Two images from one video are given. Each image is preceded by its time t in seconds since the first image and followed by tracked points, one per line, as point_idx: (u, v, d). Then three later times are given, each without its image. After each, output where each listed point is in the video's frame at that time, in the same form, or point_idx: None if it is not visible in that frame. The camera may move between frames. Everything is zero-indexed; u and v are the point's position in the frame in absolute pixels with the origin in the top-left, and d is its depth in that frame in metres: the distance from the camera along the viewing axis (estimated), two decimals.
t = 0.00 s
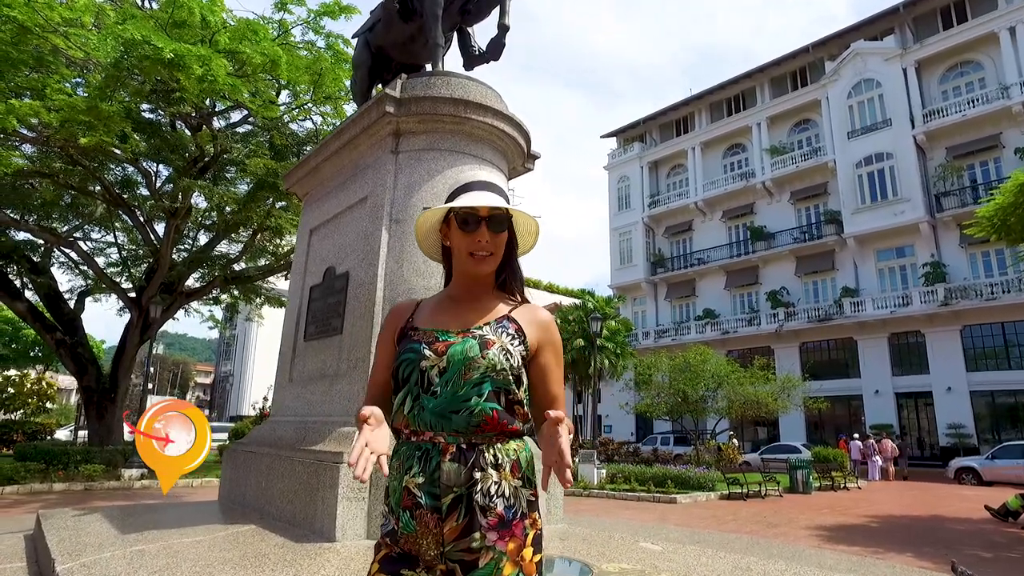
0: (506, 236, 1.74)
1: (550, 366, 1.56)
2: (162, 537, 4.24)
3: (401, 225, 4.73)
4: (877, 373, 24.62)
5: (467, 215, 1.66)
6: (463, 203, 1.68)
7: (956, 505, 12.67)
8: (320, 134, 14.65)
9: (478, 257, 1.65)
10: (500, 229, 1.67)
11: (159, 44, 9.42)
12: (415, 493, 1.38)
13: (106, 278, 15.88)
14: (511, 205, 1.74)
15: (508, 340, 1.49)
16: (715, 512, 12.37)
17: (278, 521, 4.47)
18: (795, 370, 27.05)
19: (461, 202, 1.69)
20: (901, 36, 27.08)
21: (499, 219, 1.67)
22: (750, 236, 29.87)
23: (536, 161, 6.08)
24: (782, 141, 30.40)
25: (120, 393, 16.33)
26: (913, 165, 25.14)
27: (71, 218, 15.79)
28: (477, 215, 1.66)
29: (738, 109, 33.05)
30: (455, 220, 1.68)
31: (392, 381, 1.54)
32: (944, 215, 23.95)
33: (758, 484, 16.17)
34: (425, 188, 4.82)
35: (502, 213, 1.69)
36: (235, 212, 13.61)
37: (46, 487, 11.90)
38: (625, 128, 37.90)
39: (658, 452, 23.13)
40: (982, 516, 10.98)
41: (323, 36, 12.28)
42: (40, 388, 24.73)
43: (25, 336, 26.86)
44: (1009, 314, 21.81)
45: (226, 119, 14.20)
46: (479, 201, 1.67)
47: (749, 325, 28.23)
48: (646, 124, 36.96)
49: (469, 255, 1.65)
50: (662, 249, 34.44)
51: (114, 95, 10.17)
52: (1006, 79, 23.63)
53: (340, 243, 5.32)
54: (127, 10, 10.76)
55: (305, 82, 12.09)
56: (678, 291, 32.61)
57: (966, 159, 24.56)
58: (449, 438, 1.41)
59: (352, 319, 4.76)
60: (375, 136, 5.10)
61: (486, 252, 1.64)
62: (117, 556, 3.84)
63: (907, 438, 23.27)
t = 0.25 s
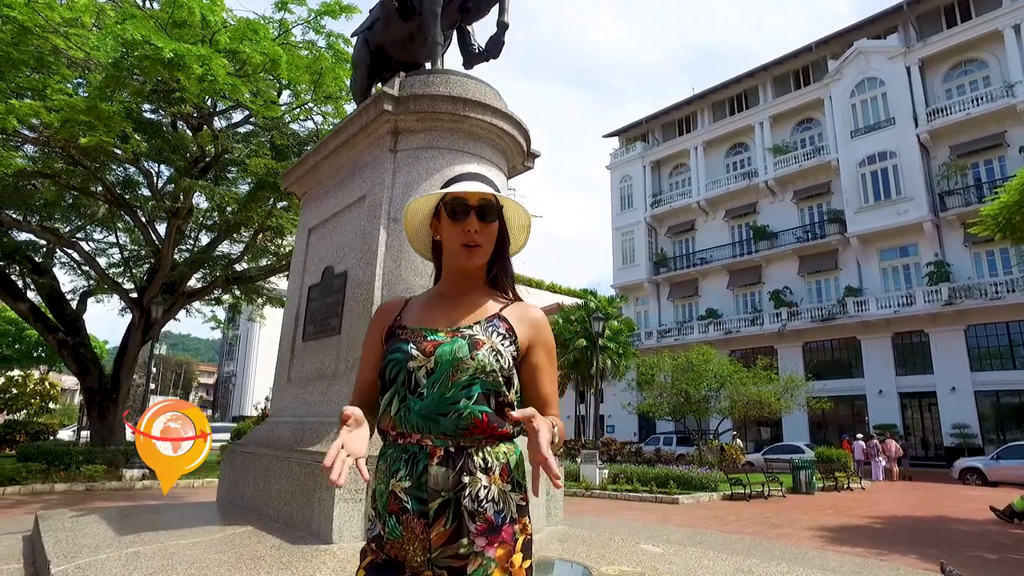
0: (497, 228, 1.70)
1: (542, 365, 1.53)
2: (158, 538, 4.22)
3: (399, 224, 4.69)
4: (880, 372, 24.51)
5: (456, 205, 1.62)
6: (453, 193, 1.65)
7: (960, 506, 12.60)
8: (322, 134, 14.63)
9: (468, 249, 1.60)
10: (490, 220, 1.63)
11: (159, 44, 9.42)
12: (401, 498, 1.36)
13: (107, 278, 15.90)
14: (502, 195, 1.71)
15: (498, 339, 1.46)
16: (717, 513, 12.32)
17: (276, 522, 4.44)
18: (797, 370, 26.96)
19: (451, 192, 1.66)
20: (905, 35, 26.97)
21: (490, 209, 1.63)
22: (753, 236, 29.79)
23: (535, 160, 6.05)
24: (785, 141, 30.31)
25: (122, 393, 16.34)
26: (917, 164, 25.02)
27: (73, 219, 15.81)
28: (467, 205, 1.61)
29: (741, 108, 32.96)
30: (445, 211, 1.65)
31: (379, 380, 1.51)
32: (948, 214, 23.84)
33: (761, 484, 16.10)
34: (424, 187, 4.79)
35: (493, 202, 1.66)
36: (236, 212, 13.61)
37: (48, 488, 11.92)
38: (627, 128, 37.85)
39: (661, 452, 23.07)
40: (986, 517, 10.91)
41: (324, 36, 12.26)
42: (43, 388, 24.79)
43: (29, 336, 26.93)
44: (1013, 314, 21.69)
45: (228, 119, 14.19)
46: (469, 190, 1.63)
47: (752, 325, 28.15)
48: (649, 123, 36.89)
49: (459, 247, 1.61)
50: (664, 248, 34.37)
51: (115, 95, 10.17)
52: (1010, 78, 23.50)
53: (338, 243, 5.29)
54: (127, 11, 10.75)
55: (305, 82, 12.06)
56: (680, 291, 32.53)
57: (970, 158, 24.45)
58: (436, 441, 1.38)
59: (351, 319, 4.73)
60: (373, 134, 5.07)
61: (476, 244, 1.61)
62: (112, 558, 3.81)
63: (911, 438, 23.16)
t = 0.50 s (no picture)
0: (485, 218, 1.72)
1: (531, 363, 1.53)
2: (154, 539, 4.19)
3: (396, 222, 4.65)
4: (883, 372, 24.42)
5: (444, 193, 1.65)
6: (440, 182, 1.68)
7: (964, 506, 12.52)
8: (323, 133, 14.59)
9: (456, 239, 1.63)
10: (478, 208, 1.65)
11: (158, 44, 9.41)
12: (385, 500, 1.38)
13: (108, 279, 15.89)
14: (491, 184, 1.73)
15: (486, 337, 1.47)
16: (719, 513, 12.26)
17: (272, 523, 4.41)
18: (800, 370, 26.88)
19: (439, 182, 1.69)
20: (907, 33, 26.86)
21: (477, 198, 1.66)
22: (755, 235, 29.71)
23: (535, 158, 6.01)
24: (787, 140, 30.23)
25: (123, 393, 16.32)
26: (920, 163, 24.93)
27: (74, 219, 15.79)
28: (454, 195, 1.64)
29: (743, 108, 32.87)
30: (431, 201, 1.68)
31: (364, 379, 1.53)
32: (951, 213, 23.73)
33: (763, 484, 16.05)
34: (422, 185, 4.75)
35: (481, 189, 1.68)
36: (236, 212, 13.58)
37: (48, 488, 11.93)
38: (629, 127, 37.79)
39: (663, 452, 23.01)
40: (990, 518, 10.84)
41: (324, 35, 12.23)
42: (45, 388, 24.81)
43: (31, 337, 26.97)
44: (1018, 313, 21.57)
45: (228, 119, 14.18)
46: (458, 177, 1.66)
47: (754, 324, 28.07)
48: (650, 123, 36.83)
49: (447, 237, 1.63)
50: (666, 248, 34.31)
51: (114, 95, 10.17)
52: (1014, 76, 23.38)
53: (335, 242, 5.25)
54: (127, 10, 10.75)
55: (305, 81, 12.03)
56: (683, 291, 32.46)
57: (974, 157, 24.33)
58: (421, 441, 1.38)
59: (348, 319, 4.69)
60: (370, 132, 5.03)
61: (463, 233, 1.63)
62: (107, 559, 3.78)
63: (914, 438, 23.06)
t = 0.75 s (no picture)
0: (474, 214, 1.74)
1: (521, 359, 1.51)
2: (150, 541, 4.16)
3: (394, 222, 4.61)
4: (887, 372, 24.31)
5: (433, 188, 1.67)
6: (428, 178, 1.69)
7: (969, 507, 12.44)
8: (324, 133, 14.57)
9: (444, 234, 1.64)
10: (467, 203, 1.68)
11: (157, 43, 9.39)
12: (369, 503, 1.38)
13: (110, 279, 15.88)
14: (480, 178, 1.75)
15: (474, 333, 1.47)
16: (722, 514, 12.19)
17: (269, 524, 4.38)
18: (803, 370, 26.79)
19: (427, 176, 1.70)
20: (911, 32, 26.74)
21: (467, 192, 1.68)
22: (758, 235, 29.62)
23: (534, 157, 5.97)
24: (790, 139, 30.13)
25: (125, 393, 16.33)
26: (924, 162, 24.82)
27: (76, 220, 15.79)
28: (442, 188, 1.67)
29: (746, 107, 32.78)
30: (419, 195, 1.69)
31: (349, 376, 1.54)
32: (955, 212, 23.62)
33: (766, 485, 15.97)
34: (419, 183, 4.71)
35: (470, 184, 1.70)
36: (237, 212, 13.56)
37: (49, 488, 11.94)
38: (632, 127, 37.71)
39: (666, 453, 22.93)
40: (995, 518, 10.76)
41: (324, 34, 12.20)
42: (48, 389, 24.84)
43: (34, 337, 27.02)
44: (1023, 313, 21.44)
45: (229, 120, 14.17)
46: (447, 171, 1.68)
47: (757, 324, 27.99)
48: (653, 122, 36.75)
49: (436, 233, 1.65)
50: (669, 248, 34.23)
51: (115, 95, 10.17)
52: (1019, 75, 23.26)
53: (333, 242, 5.22)
54: (128, 10, 10.75)
55: (305, 81, 12.02)
56: (685, 291, 32.37)
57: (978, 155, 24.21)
58: (406, 442, 1.39)
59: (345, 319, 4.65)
60: (368, 131, 4.99)
61: (452, 228, 1.65)
62: (101, 561, 3.75)
63: (918, 439, 22.95)
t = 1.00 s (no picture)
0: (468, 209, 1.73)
1: (512, 359, 1.52)
2: (148, 542, 4.13)
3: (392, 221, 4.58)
4: (891, 372, 24.20)
5: (426, 184, 1.65)
6: (422, 174, 1.68)
7: (974, 508, 12.35)
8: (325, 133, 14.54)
9: (435, 231, 1.63)
10: (461, 199, 1.66)
11: (157, 42, 9.38)
12: (355, 506, 1.40)
13: (111, 280, 15.87)
14: (474, 174, 1.74)
15: (463, 331, 1.47)
16: (725, 514, 12.11)
17: (267, 525, 4.36)
18: (806, 370, 26.70)
19: (420, 171, 1.69)
20: (914, 30, 26.63)
21: (460, 189, 1.67)
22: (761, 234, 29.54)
23: (534, 156, 5.93)
24: (792, 138, 30.03)
25: (127, 393, 16.35)
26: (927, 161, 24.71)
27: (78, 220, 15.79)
28: (435, 184, 1.66)
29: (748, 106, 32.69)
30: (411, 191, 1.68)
31: (338, 377, 1.55)
32: (959, 212, 23.52)
33: (770, 485, 15.90)
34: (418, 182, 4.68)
35: (464, 180, 1.69)
36: (238, 212, 13.54)
37: (50, 489, 11.93)
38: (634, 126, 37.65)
39: (669, 453, 22.86)
40: (1000, 520, 10.68)
41: (325, 34, 12.18)
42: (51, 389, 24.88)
43: (38, 338, 27.08)
44: None
45: (231, 120, 14.15)
46: (441, 169, 1.67)
47: (760, 324, 27.90)
48: (655, 122, 36.67)
49: (427, 229, 1.64)
50: (671, 248, 34.16)
51: (115, 95, 10.17)
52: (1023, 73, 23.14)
53: (332, 241, 5.18)
54: (128, 10, 10.76)
55: (306, 81, 12.01)
56: (688, 291, 32.29)
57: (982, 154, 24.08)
58: (394, 444, 1.40)
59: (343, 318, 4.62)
60: (366, 130, 4.96)
61: (445, 226, 1.64)
62: (97, 562, 3.71)
63: (923, 439, 22.85)
